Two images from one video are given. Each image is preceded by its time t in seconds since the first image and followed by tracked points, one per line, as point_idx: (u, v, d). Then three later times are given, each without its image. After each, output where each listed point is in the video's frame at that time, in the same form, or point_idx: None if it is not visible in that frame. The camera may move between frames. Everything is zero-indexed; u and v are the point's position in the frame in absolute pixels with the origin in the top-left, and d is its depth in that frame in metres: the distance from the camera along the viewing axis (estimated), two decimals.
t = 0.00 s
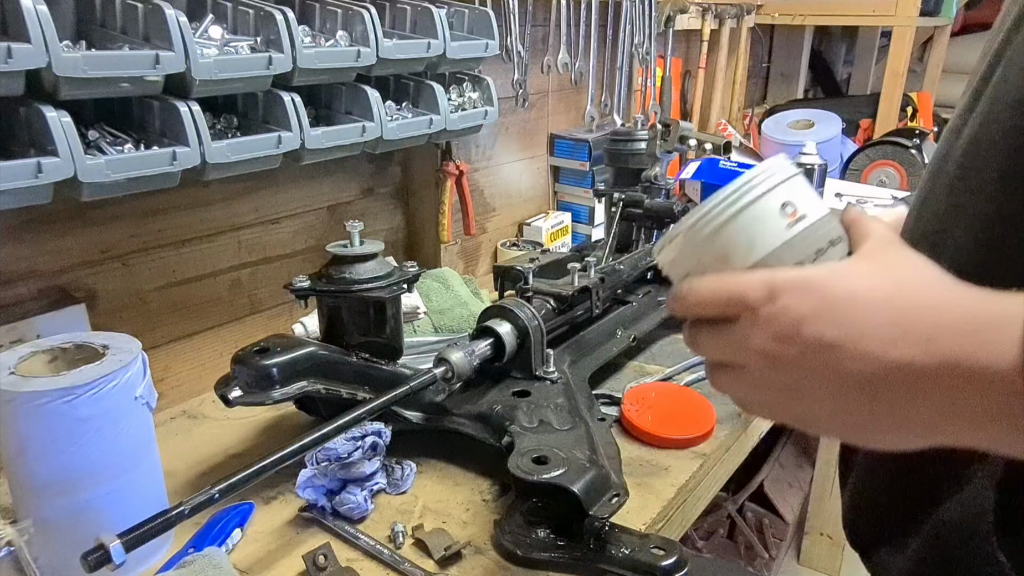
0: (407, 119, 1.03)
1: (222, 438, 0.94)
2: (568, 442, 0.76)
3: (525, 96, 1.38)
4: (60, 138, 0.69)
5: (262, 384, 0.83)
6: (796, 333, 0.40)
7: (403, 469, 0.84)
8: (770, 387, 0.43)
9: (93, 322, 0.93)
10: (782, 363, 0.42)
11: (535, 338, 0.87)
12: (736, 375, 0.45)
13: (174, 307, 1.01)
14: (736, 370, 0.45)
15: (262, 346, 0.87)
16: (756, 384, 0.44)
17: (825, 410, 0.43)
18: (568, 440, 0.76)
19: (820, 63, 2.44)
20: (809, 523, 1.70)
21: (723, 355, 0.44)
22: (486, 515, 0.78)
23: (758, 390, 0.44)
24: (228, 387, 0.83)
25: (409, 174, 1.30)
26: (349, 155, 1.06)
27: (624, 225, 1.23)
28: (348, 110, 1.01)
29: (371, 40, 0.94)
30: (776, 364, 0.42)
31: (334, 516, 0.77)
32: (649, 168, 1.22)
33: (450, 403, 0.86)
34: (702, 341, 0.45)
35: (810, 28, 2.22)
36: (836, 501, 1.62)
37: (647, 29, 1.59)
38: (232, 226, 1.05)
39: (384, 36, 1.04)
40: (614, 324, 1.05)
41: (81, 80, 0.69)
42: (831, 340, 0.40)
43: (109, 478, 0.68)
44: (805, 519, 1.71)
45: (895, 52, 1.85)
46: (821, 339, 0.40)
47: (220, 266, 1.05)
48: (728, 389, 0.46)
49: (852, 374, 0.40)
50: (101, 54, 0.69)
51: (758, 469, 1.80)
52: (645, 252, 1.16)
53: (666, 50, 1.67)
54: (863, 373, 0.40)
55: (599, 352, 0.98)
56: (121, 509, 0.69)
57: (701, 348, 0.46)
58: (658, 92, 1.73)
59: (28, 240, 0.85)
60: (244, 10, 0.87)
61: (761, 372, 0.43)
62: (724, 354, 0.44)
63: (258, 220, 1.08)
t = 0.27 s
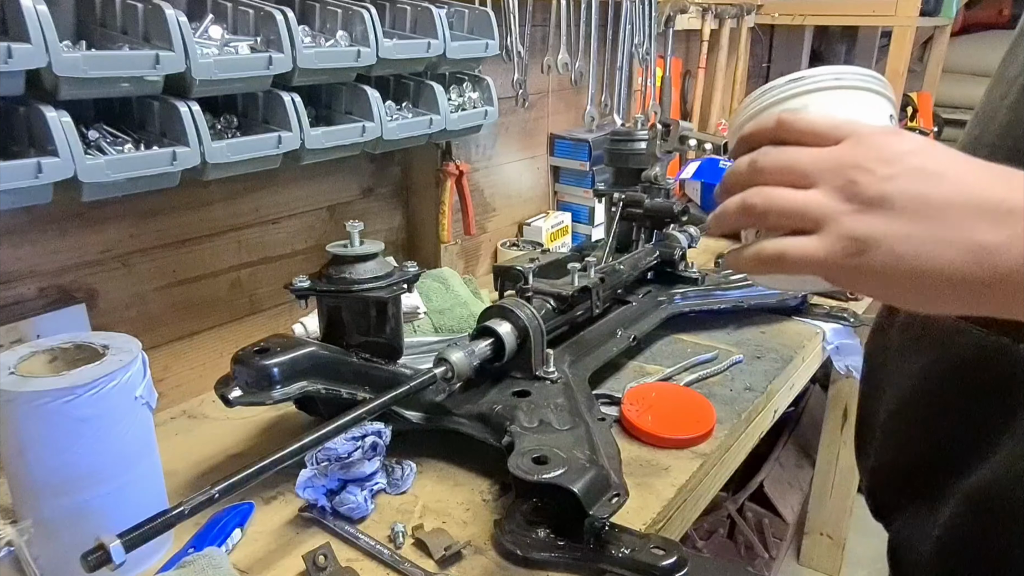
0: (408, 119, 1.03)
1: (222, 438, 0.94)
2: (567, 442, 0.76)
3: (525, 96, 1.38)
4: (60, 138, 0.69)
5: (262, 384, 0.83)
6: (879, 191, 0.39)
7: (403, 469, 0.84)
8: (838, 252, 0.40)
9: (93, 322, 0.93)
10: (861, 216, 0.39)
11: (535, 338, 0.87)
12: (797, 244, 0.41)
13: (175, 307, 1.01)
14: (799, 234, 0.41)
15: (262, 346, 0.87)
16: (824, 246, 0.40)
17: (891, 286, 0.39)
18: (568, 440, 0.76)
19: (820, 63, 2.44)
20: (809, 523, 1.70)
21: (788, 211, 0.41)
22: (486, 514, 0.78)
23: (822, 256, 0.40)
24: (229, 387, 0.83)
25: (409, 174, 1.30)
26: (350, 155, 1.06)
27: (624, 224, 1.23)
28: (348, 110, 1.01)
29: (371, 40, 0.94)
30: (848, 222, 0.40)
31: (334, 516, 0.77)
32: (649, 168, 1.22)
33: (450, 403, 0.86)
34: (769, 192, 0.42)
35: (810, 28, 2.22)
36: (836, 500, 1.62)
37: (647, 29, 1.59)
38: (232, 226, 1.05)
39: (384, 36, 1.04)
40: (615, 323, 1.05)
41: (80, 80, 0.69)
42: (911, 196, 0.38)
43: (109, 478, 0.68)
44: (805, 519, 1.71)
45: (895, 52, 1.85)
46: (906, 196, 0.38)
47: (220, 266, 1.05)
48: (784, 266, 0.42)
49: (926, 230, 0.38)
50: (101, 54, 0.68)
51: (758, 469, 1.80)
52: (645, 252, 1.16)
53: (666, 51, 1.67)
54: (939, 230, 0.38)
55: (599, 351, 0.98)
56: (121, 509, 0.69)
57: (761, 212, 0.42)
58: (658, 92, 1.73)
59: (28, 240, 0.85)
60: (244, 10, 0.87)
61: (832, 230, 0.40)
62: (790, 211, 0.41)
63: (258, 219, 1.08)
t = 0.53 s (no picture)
0: (407, 119, 1.03)
1: (222, 438, 0.94)
2: (567, 442, 0.76)
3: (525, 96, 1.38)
4: (59, 138, 0.69)
5: (263, 384, 0.83)
6: (927, 139, 0.43)
7: (403, 469, 0.84)
8: (875, 189, 0.43)
9: (93, 322, 0.93)
10: (905, 160, 0.43)
11: (535, 338, 0.87)
12: (838, 178, 0.45)
13: (174, 307, 1.01)
14: (841, 170, 0.45)
15: (262, 346, 0.87)
16: (866, 182, 0.44)
17: (914, 231, 0.43)
18: (568, 440, 0.76)
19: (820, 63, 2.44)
20: (809, 523, 1.70)
21: (833, 145, 0.45)
22: (486, 514, 0.78)
23: (862, 190, 0.44)
24: (229, 387, 0.84)
25: (409, 174, 1.30)
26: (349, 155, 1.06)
27: (624, 224, 1.23)
28: (348, 110, 1.01)
29: (371, 40, 0.94)
30: (890, 163, 0.43)
31: (334, 516, 0.77)
32: (649, 168, 1.22)
33: (450, 403, 0.86)
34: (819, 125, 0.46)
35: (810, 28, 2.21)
36: (836, 500, 1.62)
37: (647, 29, 1.59)
38: (233, 226, 1.05)
39: (384, 36, 1.04)
40: (615, 323, 1.05)
41: (80, 80, 0.68)
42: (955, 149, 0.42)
43: (109, 478, 0.68)
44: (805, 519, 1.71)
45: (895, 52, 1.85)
46: (950, 148, 0.42)
47: (220, 266, 1.05)
48: (819, 195, 0.45)
49: (970, 181, 0.42)
50: (101, 54, 0.68)
51: (758, 469, 1.80)
52: (644, 253, 1.16)
53: (666, 51, 1.67)
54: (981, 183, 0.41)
55: (599, 351, 0.98)
56: (121, 509, 0.69)
57: (810, 140, 0.46)
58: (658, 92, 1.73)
59: (28, 240, 0.85)
60: (244, 10, 0.87)
61: (875, 169, 0.44)
62: (835, 147, 0.45)
63: (258, 219, 1.08)
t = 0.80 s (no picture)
0: (407, 119, 1.03)
1: (222, 438, 0.94)
2: (567, 442, 0.76)
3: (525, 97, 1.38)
4: (59, 138, 0.69)
5: (263, 384, 0.83)
6: (983, 138, 0.41)
7: (403, 469, 0.84)
8: (929, 198, 0.42)
9: (93, 322, 0.93)
10: (957, 163, 0.41)
11: (535, 338, 0.87)
12: (888, 187, 0.43)
13: (174, 307, 1.01)
14: (885, 177, 0.44)
15: (262, 346, 0.87)
16: (914, 193, 0.43)
17: (976, 237, 0.42)
18: (568, 440, 0.76)
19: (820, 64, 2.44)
20: (809, 524, 1.69)
21: (877, 154, 0.43)
22: (486, 515, 0.78)
23: (909, 202, 0.43)
24: (228, 387, 0.84)
25: (409, 174, 1.30)
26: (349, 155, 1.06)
27: (624, 225, 1.23)
28: (348, 110, 1.01)
29: (371, 40, 0.94)
30: (943, 168, 0.42)
31: (334, 516, 0.77)
32: (649, 168, 1.22)
33: (450, 403, 0.86)
34: (861, 129, 0.44)
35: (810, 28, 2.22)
36: (836, 501, 1.62)
37: (647, 29, 1.59)
38: (233, 226, 1.05)
39: (384, 36, 1.04)
40: (615, 323, 1.05)
41: (80, 79, 0.68)
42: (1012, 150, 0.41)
43: (109, 478, 0.68)
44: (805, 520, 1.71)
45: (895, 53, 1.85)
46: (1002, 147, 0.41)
47: (220, 266, 1.05)
48: (867, 206, 0.45)
49: None
50: (101, 54, 0.68)
51: (758, 469, 1.80)
52: (644, 253, 1.16)
53: (666, 51, 1.67)
54: None
55: (600, 351, 0.98)
56: (121, 509, 0.69)
57: (850, 151, 0.44)
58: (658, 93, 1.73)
59: (27, 240, 0.85)
60: (244, 10, 0.87)
61: (926, 177, 0.42)
62: (877, 154, 0.43)
63: (258, 220, 1.08)
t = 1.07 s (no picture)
0: (407, 119, 1.03)
1: (222, 438, 0.94)
2: (567, 442, 0.76)
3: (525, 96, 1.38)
4: (59, 138, 0.69)
5: (263, 384, 0.83)
6: (997, 240, 0.39)
7: (403, 469, 0.84)
8: (946, 304, 0.40)
9: (94, 322, 0.93)
10: (972, 267, 0.40)
11: (535, 338, 0.87)
12: (896, 293, 0.41)
13: (174, 307, 1.00)
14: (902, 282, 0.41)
15: (262, 346, 0.87)
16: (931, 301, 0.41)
17: (989, 338, 0.41)
18: (568, 440, 0.76)
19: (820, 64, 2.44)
20: (810, 524, 1.69)
21: (895, 260, 0.41)
22: (486, 515, 0.78)
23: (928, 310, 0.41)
24: (229, 387, 0.84)
25: (409, 174, 1.30)
26: (349, 155, 1.06)
27: (623, 225, 1.23)
28: (348, 110, 1.01)
29: (371, 40, 0.94)
30: (960, 274, 0.40)
31: (334, 516, 0.77)
32: (649, 168, 1.22)
33: (450, 403, 0.86)
34: (867, 232, 0.41)
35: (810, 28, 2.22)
36: (835, 501, 1.62)
37: (647, 29, 1.59)
38: (232, 226, 1.05)
39: (384, 36, 1.04)
40: (615, 324, 1.05)
41: (80, 79, 0.68)
42: None
43: (109, 478, 0.68)
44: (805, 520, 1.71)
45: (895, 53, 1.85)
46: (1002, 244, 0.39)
47: (220, 266, 1.05)
48: (883, 313, 0.42)
49: None
50: (101, 54, 0.68)
51: (758, 469, 1.80)
52: (644, 253, 1.16)
53: (666, 51, 1.67)
54: None
55: (600, 351, 0.99)
56: (121, 509, 0.69)
57: (858, 258, 0.41)
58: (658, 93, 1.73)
59: (27, 239, 0.85)
60: (244, 10, 0.87)
61: (941, 282, 0.40)
62: (896, 257, 0.41)
63: (258, 220, 1.08)
